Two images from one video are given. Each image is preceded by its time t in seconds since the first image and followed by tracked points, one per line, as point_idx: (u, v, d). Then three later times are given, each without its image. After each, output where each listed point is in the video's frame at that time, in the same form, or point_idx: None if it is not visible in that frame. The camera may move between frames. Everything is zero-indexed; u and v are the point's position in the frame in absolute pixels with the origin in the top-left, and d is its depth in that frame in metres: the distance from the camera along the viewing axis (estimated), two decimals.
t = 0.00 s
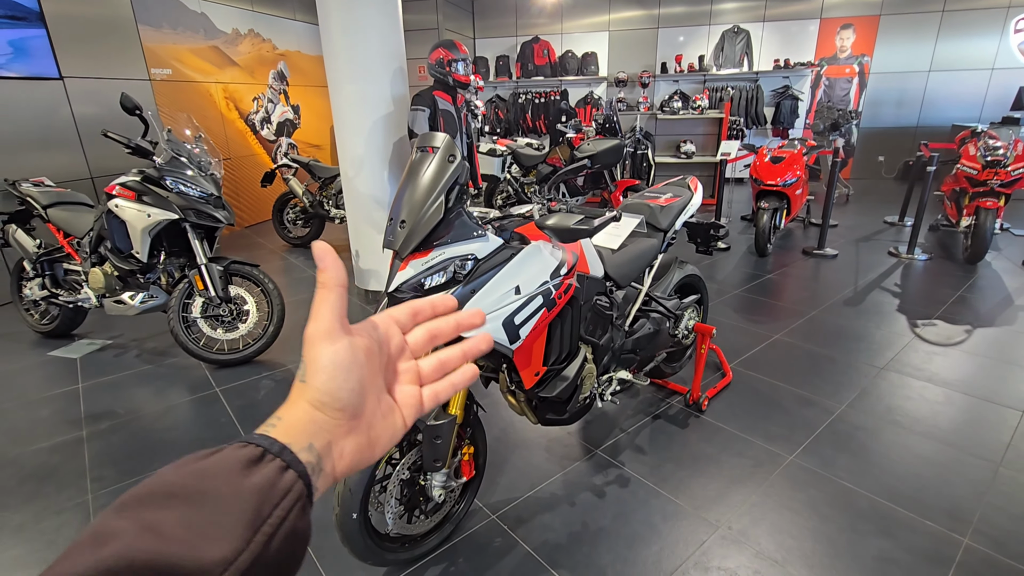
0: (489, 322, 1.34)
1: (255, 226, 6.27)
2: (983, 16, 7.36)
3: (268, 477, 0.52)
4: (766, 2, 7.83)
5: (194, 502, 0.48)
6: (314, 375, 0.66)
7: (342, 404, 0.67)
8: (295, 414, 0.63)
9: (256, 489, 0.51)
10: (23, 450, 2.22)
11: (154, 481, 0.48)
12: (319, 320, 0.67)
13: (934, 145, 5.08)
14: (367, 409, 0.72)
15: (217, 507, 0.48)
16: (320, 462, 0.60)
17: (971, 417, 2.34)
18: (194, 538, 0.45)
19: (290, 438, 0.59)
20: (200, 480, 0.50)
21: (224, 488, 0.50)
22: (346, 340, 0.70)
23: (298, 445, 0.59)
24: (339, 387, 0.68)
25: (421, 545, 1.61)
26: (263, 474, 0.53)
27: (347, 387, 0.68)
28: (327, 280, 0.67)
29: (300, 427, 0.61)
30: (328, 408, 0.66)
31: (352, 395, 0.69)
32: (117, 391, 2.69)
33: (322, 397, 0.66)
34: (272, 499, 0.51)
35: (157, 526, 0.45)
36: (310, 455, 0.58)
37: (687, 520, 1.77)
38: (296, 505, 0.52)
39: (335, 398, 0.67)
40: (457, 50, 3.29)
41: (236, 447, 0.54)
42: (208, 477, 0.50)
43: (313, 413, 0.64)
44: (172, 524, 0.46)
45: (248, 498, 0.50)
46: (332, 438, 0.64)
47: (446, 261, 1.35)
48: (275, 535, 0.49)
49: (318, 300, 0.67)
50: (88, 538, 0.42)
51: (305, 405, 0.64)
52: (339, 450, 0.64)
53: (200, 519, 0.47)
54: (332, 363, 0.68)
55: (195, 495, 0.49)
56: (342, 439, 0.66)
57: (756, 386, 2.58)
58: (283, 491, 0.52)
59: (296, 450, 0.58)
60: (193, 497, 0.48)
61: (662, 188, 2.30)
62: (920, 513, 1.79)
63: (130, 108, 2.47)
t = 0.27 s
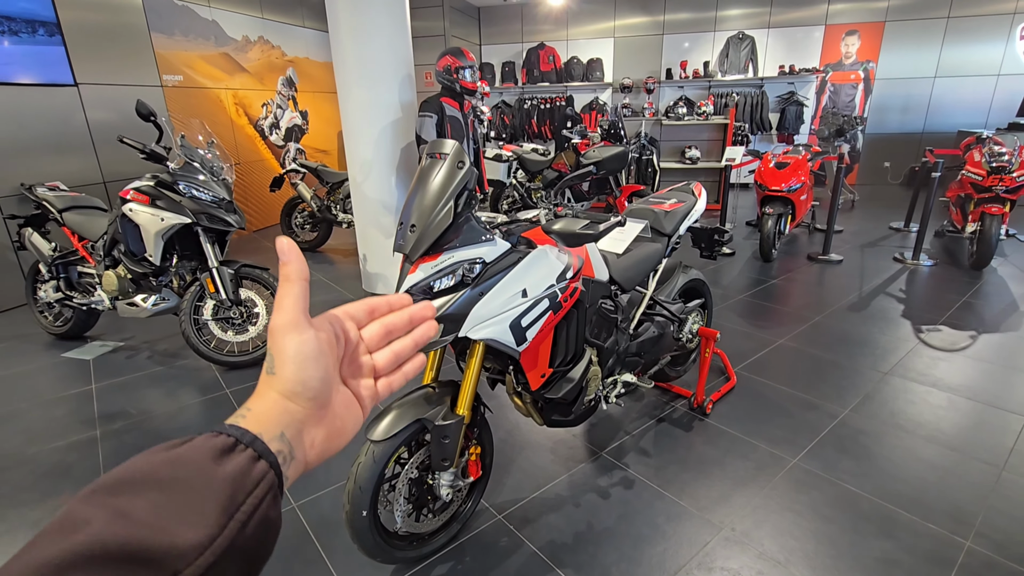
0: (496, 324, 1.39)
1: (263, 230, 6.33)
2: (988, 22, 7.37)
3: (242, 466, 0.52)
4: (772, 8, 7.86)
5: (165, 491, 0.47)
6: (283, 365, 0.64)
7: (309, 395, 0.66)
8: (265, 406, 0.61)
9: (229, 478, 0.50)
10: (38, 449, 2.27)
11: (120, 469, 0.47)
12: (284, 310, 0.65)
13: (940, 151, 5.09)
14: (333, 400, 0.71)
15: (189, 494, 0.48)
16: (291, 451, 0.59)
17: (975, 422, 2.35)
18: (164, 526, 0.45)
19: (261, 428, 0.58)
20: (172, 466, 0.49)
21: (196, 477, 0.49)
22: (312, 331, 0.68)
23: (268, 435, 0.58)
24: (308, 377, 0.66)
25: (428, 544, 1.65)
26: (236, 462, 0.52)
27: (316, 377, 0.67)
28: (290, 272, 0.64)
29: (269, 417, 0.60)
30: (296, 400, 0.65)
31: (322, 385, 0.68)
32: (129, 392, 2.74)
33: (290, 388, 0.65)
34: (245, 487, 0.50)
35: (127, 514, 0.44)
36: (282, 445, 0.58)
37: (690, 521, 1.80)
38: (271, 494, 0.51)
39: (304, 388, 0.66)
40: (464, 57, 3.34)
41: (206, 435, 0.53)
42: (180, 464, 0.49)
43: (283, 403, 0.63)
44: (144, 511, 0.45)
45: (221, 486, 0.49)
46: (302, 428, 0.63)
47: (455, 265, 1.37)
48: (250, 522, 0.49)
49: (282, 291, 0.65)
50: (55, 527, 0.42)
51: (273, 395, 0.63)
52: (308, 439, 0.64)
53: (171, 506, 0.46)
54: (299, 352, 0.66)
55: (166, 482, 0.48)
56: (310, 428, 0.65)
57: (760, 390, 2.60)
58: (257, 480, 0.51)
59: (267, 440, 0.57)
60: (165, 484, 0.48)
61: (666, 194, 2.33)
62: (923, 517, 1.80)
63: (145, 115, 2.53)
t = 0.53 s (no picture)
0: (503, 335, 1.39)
1: (268, 238, 6.37)
2: (990, 30, 7.39)
3: (342, 451, 0.46)
4: (774, 16, 7.90)
5: (266, 475, 0.44)
6: (374, 348, 0.58)
7: (400, 379, 0.59)
8: (354, 391, 0.54)
9: (328, 463, 0.45)
10: (46, 457, 2.28)
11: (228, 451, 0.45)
12: (373, 294, 0.59)
13: (944, 159, 5.09)
14: (421, 386, 0.63)
15: (287, 479, 0.43)
16: (383, 435, 0.52)
17: (983, 431, 2.34)
18: (271, 510, 0.42)
19: (352, 411, 0.52)
20: (273, 448, 0.45)
21: (294, 460, 0.45)
22: (402, 313, 0.62)
23: (358, 420, 0.51)
24: (399, 362, 0.59)
25: (434, 554, 1.65)
26: (335, 448, 0.46)
27: (405, 361, 0.59)
28: (378, 251, 0.57)
29: (359, 401, 0.53)
30: (387, 384, 0.57)
31: (411, 370, 0.60)
32: (136, 400, 2.75)
33: (382, 371, 0.58)
34: (343, 473, 0.45)
35: (230, 499, 0.42)
36: (374, 429, 0.51)
37: (696, 531, 1.79)
38: (370, 477, 0.46)
39: (394, 372, 0.58)
40: (470, 67, 3.38)
41: (304, 417, 0.48)
42: (279, 447, 0.45)
43: (373, 387, 0.56)
44: (246, 497, 0.42)
45: (321, 471, 0.44)
46: (392, 412, 0.56)
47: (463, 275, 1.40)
48: (353, 506, 0.44)
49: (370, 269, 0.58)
50: (173, 509, 0.41)
51: (363, 377, 0.56)
52: (398, 426, 0.56)
53: (270, 491, 0.43)
54: (388, 334, 0.59)
55: (266, 465, 0.44)
56: (402, 415, 0.57)
57: (765, 398, 2.60)
58: (353, 466, 0.45)
59: (358, 426, 0.50)
60: (264, 469, 0.44)
61: (671, 203, 2.34)
62: (932, 527, 1.79)
63: (155, 125, 2.56)
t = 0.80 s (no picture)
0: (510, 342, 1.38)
1: (269, 245, 6.36)
2: (990, 34, 7.40)
3: (434, 450, 0.46)
4: (774, 21, 7.91)
5: (364, 464, 0.43)
6: (460, 358, 0.56)
7: (483, 391, 0.57)
8: (441, 403, 0.52)
9: (424, 459, 0.44)
10: (47, 468, 2.25)
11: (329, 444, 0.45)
12: (461, 309, 0.56)
13: (946, 162, 5.08)
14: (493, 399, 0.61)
15: (391, 468, 0.43)
16: (464, 441, 0.51)
17: (993, 437, 2.31)
18: (375, 494, 0.41)
19: (442, 418, 0.50)
20: (374, 440, 0.45)
21: (394, 454, 0.44)
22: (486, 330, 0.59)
23: (447, 424, 0.50)
24: (482, 376, 0.57)
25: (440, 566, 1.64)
26: (429, 445, 0.46)
27: (487, 375, 0.58)
28: (467, 272, 0.53)
29: (447, 411, 0.52)
30: (471, 398, 0.55)
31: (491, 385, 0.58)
32: (137, 409, 2.73)
33: (466, 381, 0.56)
34: (436, 469, 0.44)
35: (341, 481, 0.42)
36: (457, 434, 0.50)
37: (706, 541, 1.76)
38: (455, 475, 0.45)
39: (478, 385, 0.57)
40: (472, 73, 3.37)
41: (400, 417, 0.48)
42: (379, 438, 0.45)
43: (460, 398, 0.54)
44: (354, 481, 0.42)
45: (421, 466, 0.44)
46: (471, 421, 0.54)
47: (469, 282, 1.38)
48: (448, 502, 0.43)
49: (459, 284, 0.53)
50: (289, 489, 0.41)
51: (450, 386, 0.55)
52: (477, 437, 0.54)
53: (374, 477, 0.42)
54: (475, 347, 0.56)
55: (368, 453, 0.44)
56: (482, 427, 0.56)
57: (772, 405, 2.57)
58: (443, 466, 0.45)
59: (444, 428, 0.49)
60: (366, 457, 0.44)
61: (677, 208, 2.32)
62: (945, 537, 1.76)
63: (156, 132, 2.54)
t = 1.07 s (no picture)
0: (520, 346, 1.35)
1: (269, 248, 6.34)
2: (988, 34, 7.41)
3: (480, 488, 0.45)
4: (772, 22, 7.92)
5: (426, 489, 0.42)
6: (477, 417, 0.53)
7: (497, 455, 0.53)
8: (462, 458, 0.48)
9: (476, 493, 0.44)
10: (47, 476, 2.22)
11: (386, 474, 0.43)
12: (474, 380, 0.56)
13: (947, 162, 5.07)
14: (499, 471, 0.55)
15: (451, 495, 0.42)
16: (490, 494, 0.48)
17: (1002, 437, 2.30)
18: (446, 513, 0.40)
19: (470, 467, 0.47)
20: (427, 472, 0.44)
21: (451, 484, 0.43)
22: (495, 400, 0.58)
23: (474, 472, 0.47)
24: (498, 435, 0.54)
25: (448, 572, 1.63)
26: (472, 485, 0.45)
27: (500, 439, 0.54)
28: (479, 348, 0.56)
29: (472, 462, 0.48)
30: (487, 459, 0.51)
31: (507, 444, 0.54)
32: (137, 415, 2.70)
33: (486, 436, 0.52)
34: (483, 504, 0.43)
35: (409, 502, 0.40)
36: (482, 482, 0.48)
37: (717, 545, 1.74)
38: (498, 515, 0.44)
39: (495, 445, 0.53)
40: (473, 75, 3.36)
41: (440, 461, 0.46)
42: (431, 472, 0.44)
43: (480, 455, 0.50)
44: (419, 503, 0.40)
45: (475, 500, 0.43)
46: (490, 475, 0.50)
47: (477, 286, 1.37)
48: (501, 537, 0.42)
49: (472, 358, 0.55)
50: (361, 507, 0.40)
51: (469, 443, 0.50)
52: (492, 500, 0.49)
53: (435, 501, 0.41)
54: (489, 409, 0.54)
55: (425, 483, 0.43)
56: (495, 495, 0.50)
57: (779, 407, 2.55)
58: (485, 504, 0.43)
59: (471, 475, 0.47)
60: (428, 483, 0.43)
61: (683, 210, 2.31)
62: (959, 540, 1.74)
63: (156, 136, 2.52)
